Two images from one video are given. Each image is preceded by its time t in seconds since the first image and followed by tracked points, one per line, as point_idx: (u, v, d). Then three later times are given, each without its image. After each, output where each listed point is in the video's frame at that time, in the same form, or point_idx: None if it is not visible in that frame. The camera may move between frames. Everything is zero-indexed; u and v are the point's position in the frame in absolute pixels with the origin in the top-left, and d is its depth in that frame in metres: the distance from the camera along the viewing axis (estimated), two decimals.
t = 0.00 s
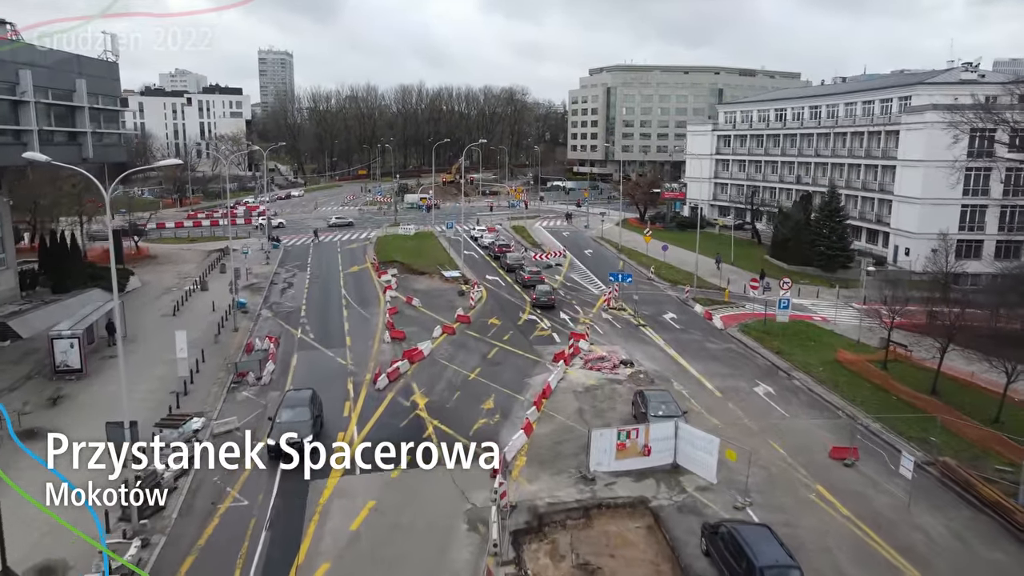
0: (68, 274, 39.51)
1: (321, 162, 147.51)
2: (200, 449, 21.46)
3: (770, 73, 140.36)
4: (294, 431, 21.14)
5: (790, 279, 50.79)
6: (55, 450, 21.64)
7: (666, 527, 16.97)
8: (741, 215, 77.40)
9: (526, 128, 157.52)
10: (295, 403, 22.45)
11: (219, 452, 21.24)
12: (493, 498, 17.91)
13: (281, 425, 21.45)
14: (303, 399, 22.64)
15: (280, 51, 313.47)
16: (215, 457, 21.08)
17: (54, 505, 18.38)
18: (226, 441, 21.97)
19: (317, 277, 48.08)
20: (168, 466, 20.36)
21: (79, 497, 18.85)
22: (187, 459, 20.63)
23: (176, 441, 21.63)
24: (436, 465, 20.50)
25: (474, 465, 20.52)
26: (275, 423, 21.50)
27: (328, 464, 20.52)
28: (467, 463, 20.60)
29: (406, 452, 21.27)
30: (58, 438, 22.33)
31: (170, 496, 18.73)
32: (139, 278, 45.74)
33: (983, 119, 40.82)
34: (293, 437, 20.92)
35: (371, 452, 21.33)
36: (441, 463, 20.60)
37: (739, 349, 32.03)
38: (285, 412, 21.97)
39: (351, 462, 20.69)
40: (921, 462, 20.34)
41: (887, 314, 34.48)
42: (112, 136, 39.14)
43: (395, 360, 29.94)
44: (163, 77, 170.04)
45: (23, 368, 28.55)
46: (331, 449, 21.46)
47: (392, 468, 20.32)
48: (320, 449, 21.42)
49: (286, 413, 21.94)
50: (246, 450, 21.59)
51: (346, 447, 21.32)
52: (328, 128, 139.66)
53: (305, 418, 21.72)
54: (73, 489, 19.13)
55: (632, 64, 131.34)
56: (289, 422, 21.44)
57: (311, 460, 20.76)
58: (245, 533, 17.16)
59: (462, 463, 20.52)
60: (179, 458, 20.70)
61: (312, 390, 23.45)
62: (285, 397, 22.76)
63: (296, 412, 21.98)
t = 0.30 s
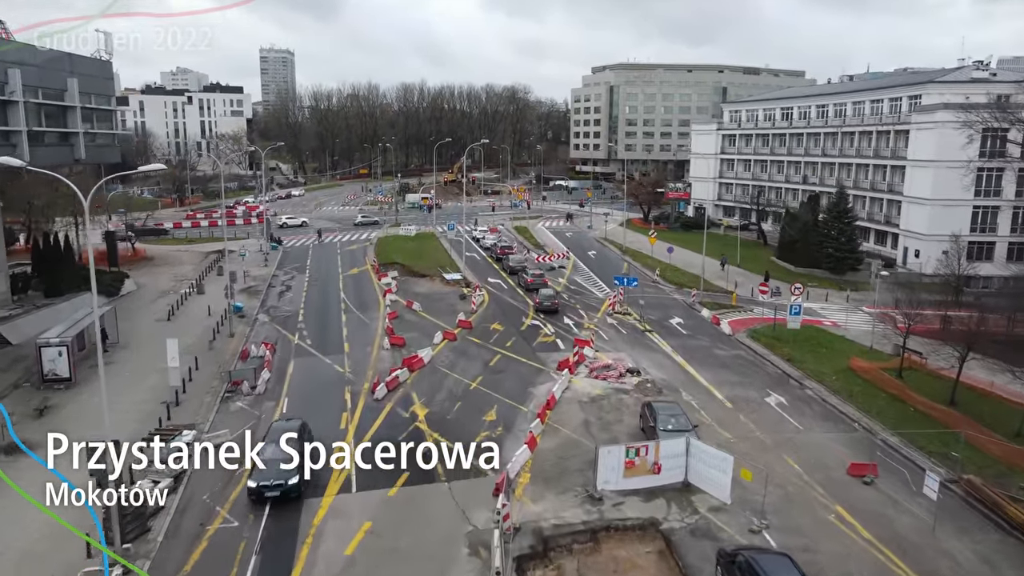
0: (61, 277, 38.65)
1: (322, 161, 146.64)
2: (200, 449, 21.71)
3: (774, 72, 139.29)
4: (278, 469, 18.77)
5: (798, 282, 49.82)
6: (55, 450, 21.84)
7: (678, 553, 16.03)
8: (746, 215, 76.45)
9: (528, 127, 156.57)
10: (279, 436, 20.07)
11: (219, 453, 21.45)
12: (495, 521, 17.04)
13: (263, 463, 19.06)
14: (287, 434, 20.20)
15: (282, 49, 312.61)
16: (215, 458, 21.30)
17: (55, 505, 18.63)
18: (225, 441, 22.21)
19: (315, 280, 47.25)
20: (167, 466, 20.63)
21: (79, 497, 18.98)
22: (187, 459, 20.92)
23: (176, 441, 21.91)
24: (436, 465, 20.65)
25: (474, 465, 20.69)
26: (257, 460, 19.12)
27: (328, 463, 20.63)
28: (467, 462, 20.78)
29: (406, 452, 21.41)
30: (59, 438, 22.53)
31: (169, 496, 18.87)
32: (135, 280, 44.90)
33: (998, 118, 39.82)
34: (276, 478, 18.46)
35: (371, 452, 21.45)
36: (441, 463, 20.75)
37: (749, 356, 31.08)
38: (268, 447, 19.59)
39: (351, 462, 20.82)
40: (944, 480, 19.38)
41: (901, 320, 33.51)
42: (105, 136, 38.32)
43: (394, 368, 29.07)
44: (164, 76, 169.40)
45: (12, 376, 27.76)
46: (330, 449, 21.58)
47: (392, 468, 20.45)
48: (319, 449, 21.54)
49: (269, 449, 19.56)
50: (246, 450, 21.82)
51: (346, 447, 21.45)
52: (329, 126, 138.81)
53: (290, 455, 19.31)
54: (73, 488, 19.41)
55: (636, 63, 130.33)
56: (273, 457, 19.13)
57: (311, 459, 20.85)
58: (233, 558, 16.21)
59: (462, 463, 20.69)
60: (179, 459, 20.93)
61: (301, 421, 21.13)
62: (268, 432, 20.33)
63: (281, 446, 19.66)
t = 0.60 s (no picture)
0: (53, 281, 37.76)
1: (323, 160, 145.66)
2: (200, 449, 21.98)
3: (778, 70, 138.15)
4: (256, 521, 16.39)
5: (806, 284, 48.86)
6: (54, 450, 21.94)
7: None
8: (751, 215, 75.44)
9: (530, 126, 155.58)
10: (260, 481, 17.66)
11: (219, 453, 21.73)
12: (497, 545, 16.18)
13: (241, 513, 16.69)
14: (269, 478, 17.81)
15: (283, 47, 311.47)
16: (215, 458, 21.56)
17: (55, 505, 18.72)
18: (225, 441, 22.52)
19: (314, 282, 46.42)
20: (168, 466, 20.93)
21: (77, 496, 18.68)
22: (186, 459, 21.32)
23: (176, 442, 22.29)
24: (435, 465, 20.71)
25: (474, 465, 20.72)
26: (234, 510, 16.77)
27: (328, 463, 20.81)
28: (467, 462, 20.83)
29: (406, 452, 21.51)
30: (58, 438, 22.64)
31: (169, 496, 19.18)
32: (129, 283, 44.05)
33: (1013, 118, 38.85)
34: (252, 530, 16.15)
35: (371, 452, 21.54)
36: (441, 463, 20.82)
37: (759, 364, 30.14)
38: (247, 497, 17.16)
39: (351, 462, 20.96)
40: (968, 499, 18.45)
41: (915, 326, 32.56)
42: (97, 136, 37.45)
43: (393, 376, 28.15)
44: (166, 74, 168.78)
45: None
46: (329, 449, 21.82)
47: (391, 468, 20.51)
48: (318, 449, 21.74)
49: (249, 498, 17.17)
50: (246, 450, 22.14)
51: (346, 447, 21.63)
52: (330, 125, 137.85)
53: (270, 503, 16.93)
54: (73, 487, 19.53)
55: (638, 61, 129.19)
56: (251, 508, 16.76)
57: (310, 460, 21.08)
58: None
59: (462, 463, 20.72)
60: (180, 459, 21.28)
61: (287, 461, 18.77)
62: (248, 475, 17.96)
63: (263, 492, 17.32)
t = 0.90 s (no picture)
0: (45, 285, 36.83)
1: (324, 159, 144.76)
2: (200, 449, 22.04)
3: (783, 68, 137.07)
4: None
5: (814, 287, 47.91)
6: (55, 450, 21.77)
7: None
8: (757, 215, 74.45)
9: (532, 124, 154.64)
10: (230, 539, 15.10)
11: (219, 452, 21.78)
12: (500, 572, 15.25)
13: None
14: (244, 528, 15.43)
15: (286, 45, 310.54)
16: (215, 458, 21.58)
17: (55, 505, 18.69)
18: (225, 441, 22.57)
19: (313, 285, 45.62)
20: (168, 466, 20.98)
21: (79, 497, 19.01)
22: (187, 459, 21.35)
23: (176, 442, 22.39)
24: (436, 465, 20.90)
25: (474, 465, 20.88)
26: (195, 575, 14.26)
27: (328, 464, 21.02)
28: (467, 462, 20.98)
29: (406, 452, 21.71)
30: (59, 439, 22.48)
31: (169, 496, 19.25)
32: (124, 286, 43.21)
33: None
34: None
35: (371, 453, 21.75)
36: (441, 463, 21.01)
37: (770, 372, 29.20)
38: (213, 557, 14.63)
39: (351, 461, 21.14)
40: (996, 521, 17.51)
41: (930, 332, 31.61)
42: (90, 136, 36.59)
43: (392, 385, 27.26)
44: (167, 73, 168.09)
45: None
46: (330, 449, 22.03)
47: (392, 468, 20.70)
48: (319, 449, 21.96)
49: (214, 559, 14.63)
50: (246, 450, 22.18)
51: (346, 447, 21.84)
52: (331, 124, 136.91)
53: (238, 565, 14.45)
54: (72, 488, 19.34)
55: (641, 59, 128.16)
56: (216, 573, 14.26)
57: (310, 460, 21.33)
58: None
59: (463, 463, 20.89)
60: (180, 459, 21.32)
61: (266, 508, 16.27)
62: (222, 524, 15.57)
63: (232, 552, 14.78)
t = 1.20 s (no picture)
0: (36, 289, 35.91)
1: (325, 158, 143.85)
2: (200, 449, 22.23)
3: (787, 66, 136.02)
4: None
5: (823, 289, 46.98)
6: (54, 450, 22.07)
7: None
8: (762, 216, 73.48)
9: (534, 123, 153.69)
10: None
11: (219, 452, 21.93)
12: None
13: None
14: None
15: (287, 43, 309.72)
16: (215, 458, 21.73)
17: (54, 505, 18.87)
18: (225, 441, 22.73)
19: (312, 287, 44.83)
20: (168, 466, 21.14)
21: (79, 498, 19.23)
22: (187, 459, 21.55)
23: (176, 442, 22.54)
24: (436, 465, 20.98)
25: (474, 465, 20.94)
26: None
27: (328, 463, 21.13)
28: (467, 462, 21.04)
29: (406, 453, 21.79)
30: (58, 438, 22.76)
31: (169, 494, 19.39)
32: (119, 289, 42.38)
33: None
34: None
35: (371, 453, 21.84)
36: (441, 463, 21.07)
37: (781, 380, 28.25)
38: None
39: (351, 462, 21.23)
40: None
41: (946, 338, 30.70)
42: (82, 136, 35.75)
43: (391, 395, 26.35)
44: (168, 71, 167.16)
45: None
46: (330, 449, 22.13)
47: (392, 468, 20.83)
48: (318, 449, 22.05)
49: None
50: (246, 450, 22.30)
51: (346, 448, 21.97)
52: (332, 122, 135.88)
53: None
54: (72, 489, 19.53)
55: (645, 57, 127.08)
56: None
57: (310, 460, 21.43)
58: None
59: (462, 463, 20.95)
60: (179, 459, 21.51)
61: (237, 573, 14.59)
62: None
63: None
